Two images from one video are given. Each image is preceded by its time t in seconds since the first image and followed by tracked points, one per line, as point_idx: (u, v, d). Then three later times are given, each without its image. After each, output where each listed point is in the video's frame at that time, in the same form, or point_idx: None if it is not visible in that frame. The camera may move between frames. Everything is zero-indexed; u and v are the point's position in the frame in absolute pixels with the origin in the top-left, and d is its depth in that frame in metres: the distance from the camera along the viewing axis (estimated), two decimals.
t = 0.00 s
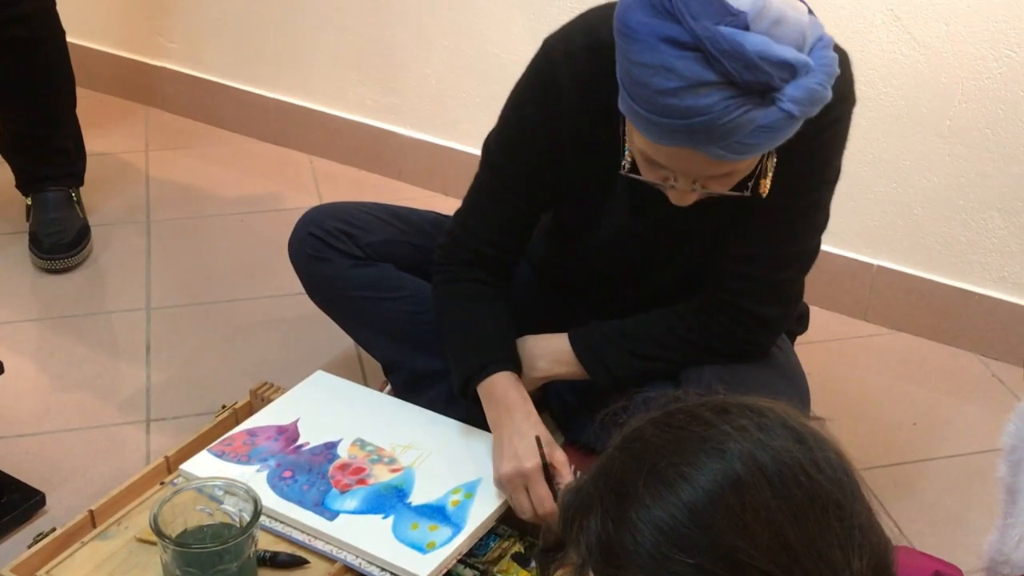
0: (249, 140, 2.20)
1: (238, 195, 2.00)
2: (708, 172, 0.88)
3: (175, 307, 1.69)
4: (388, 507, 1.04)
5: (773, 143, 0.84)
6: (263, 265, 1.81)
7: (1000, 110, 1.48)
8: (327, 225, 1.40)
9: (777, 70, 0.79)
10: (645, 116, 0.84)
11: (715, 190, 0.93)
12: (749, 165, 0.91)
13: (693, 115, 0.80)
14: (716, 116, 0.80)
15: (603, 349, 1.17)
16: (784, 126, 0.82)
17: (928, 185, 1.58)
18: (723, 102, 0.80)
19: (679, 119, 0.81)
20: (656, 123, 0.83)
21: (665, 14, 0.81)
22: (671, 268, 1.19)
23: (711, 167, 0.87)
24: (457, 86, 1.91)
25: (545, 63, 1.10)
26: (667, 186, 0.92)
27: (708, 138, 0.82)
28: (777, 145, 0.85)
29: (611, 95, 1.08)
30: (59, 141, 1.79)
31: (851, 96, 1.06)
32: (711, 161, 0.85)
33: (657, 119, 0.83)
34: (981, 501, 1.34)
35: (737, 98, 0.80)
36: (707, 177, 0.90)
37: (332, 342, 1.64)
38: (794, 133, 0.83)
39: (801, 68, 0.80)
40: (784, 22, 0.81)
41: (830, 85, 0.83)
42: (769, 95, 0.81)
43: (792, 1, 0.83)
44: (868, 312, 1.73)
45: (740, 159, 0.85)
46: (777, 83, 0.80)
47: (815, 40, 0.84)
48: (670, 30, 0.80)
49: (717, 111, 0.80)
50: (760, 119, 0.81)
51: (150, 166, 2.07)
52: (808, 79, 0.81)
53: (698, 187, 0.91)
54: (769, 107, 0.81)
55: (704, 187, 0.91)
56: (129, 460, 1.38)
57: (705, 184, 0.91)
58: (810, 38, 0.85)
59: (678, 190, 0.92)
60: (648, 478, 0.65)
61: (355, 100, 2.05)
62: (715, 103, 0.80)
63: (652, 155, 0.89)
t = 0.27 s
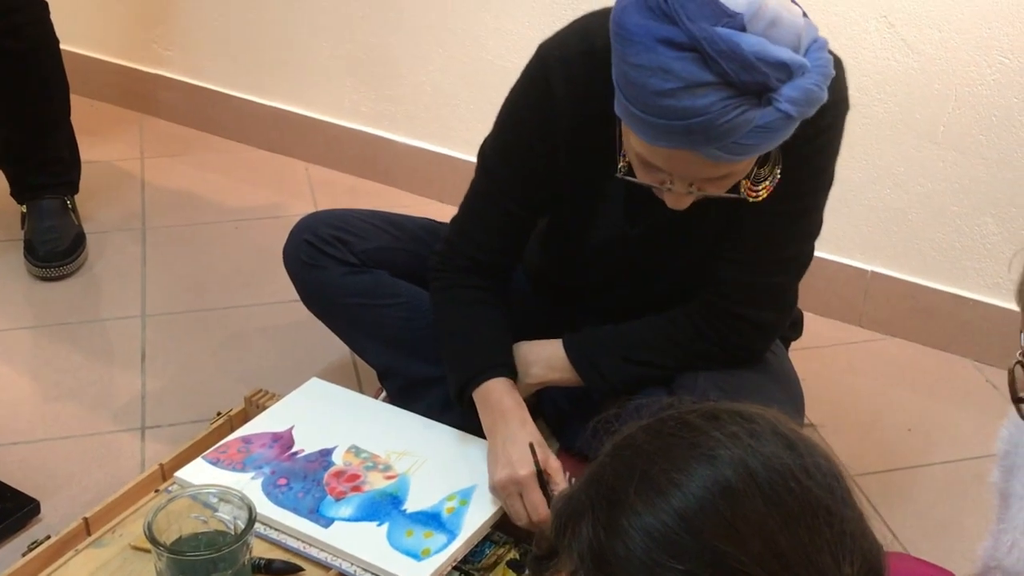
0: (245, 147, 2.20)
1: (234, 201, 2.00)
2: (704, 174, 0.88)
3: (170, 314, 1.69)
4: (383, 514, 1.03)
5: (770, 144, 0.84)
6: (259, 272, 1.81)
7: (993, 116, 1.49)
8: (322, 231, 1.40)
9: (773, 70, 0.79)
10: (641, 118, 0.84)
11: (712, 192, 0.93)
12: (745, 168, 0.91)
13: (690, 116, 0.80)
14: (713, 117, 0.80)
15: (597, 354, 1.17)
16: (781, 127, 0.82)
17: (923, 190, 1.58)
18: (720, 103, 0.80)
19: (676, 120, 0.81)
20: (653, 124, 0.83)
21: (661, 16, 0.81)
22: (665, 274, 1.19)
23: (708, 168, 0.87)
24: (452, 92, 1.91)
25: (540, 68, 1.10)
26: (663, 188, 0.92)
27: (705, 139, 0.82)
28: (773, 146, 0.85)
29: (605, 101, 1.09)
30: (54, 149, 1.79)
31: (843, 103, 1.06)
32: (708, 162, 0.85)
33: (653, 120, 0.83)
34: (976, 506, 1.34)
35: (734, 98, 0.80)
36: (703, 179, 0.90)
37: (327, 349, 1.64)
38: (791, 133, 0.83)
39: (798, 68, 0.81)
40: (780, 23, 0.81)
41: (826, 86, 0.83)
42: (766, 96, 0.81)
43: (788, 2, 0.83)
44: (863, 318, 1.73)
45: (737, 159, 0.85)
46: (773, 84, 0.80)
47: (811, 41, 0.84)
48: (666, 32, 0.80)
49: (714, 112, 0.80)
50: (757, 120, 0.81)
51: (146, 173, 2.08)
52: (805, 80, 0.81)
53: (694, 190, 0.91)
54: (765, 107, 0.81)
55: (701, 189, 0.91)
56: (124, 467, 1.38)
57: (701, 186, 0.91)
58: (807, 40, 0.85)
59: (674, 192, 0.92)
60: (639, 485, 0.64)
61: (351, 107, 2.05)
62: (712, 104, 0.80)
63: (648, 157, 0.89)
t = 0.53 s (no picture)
0: (242, 151, 2.20)
1: (230, 206, 2.00)
2: (691, 175, 0.88)
3: (166, 318, 1.69)
4: (379, 518, 1.03)
5: (756, 144, 0.84)
6: (255, 276, 1.81)
7: (987, 120, 1.49)
8: (317, 236, 1.39)
9: (757, 70, 0.79)
10: (626, 119, 0.84)
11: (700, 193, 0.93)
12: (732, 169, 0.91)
13: (675, 116, 0.81)
14: (699, 116, 0.80)
15: (591, 358, 1.17)
16: (766, 127, 0.82)
17: (918, 194, 1.58)
18: (704, 103, 0.80)
19: (661, 120, 0.81)
20: (638, 124, 0.83)
21: (646, 17, 0.82)
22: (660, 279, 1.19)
23: (695, 169, 0.87)
24: (448, 96, 1.91)
25: (532, 72, 1.10)
26: (651, 190, 0.92)
27: (691, 139, 0.82)
28: (760, 146, 0.85)
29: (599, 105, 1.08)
30: (49, 153, 1.79)
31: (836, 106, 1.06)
32: (695, 163, 0.85)
33: (638, 121, 0.83)
34: (973, 510, 1.34)
35: (719, 98, 0.80)
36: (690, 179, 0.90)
37: (322, 353, 1.64)
38: (776, 133, 0.83)
39: (782, 68, 0.81)
40: (764, 23, 0.82)
41: (812, 86, 0.83)
42: (751, 96, 0.81)
43: (772, 3, 0.83)
44: (859, 322, 1.73)
45: (723, 159, 0.85)
46: (758, 83, 0.80)
47: (796, 42, 0.84)
48: (650, 32, 0.81)
49: (699, 111, 0.80)
50: (742, 119, 0.81)
51: (143, 178, 2.07)
52: (790, 80, 0.81)
53: (682, 191, 0.91)
54: (750, 106, 0.81)
55: (688, 190, 0.91)
56: (120, 472, 1.38)
57: (689, 187, 0.91)
58: (791, 40, 0.85)
59: (661, 194, 0.92)
60: (634, 487, 0.64)
61: (347, 111, 2.05)
62: (697, 104, 0.80)
63: (635, 159, 0.89)
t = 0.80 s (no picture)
0: (238, 155, 2.20)
1: (227, 209, 2.00)
2: (683, 176, 0.88)
3: (163, 322, 1.69)
4: (376, 522, 1.03)
5: (747, 144, 0.84)
6: (251, 280, 1.81)
7: (983, 123, 1.49)
8: (314, 240, 1.39)
9: (746, 70, 0.80)
10: (617, 120, 0.85)
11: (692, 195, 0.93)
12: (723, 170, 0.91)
13: (664, 118, 0.81)
14: (688, 117, 0.80)
15: (587, 361, 1.17)
16: (756, 127, 0.82)
17: (914, 197, 1.59)
18: (693, 104, 0.80)
19: (651, 121, 0.82)
20: (628, 126, 0.84)
21: (635, 18, 0.82)
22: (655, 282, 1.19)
23: (687, 170, 0.87)
24: (444, 100, 1.91)
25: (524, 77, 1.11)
26: (642, 192, 0.92)
27: (681, 140, 0.82)
28: (751, 146, 0.85)
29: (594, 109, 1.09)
30: (46, 157, 1.79)
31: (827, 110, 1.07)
32: (686, 164, 0.86)
33: (628, 122, 0.83)
34: (969, 513, 1.34)
35: (708, 99, 0.80)
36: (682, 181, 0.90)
37: (318, 356, 1.64)
38: (767, 134, 0.84)
39: (772, 68, 0.81)
40: (753, 23, 0.81)
41: (802, 87, 0.83)
42: (740, 96, 0.82)
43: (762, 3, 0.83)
44: (855, 325, 1.73)
45: (714, 160, 0.85)
46: (747, 83, 0.80)
47: (786, 42, 0.84)
48: (638, 34, 0.81)
49: (687, 112, 0.80)
50: (731, 120, 0.81)
51: (140, 182, 2.07)
52: (780, 79, 0.81)
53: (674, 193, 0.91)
54: (740, 107, 0.82)
55: (681, 192, 0.91)
56: (116, 475, 1.38)
57: (681, 188, 0.91)
58: (782, 40, 0.84)
59: (653, 195, 0.92)
60: (628, 489, 0.64)
61: (344, 115, 2.05)
62: (686, 105, 0.80)
63: (627, 161, 0.89)
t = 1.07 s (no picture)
0: (238, 161, 2.20)
1: (226, 214, 2.00)
2: (681, 168, 0.88)
3: (162, 327, 1.69)
4: (375, 527, 1.03)
5: (743, 134, 0.85)
6: (250, 285, 1.81)
7: (980, 128, 1.49)
8: (313, 245, 1.40)
9: (741, 58, 0.80)
10: (613, 112, 0.85)
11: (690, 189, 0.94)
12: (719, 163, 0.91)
13: (660, 106, 0.81)
14: (685, 106, 0.80)
15: (586, 365, 1.17)
16: (752, 115, 0.83)
17: (912, 202, 1.59)
18: (689, 92, 0.80)
19: (647, 110, 0.82)
20: (624, 117, 0.84)
21: (629, 9, 0.82)
22: (653, 288, 1.19)
23: (684, 162, 0.87)
24: (443, 105, 1.92)
25: (521, 83, 1.11)
26: (639, 187, 0.92)
27: (677, 129, 0.82)
28: (747, 136, 0.86)
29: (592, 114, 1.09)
30: (46, 162, 1.79)
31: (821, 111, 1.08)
32: (684, 155, 0.86)
33: (625, 113, 0.83)
34: (967, 517, 1.34)
35: (704, 87, 0.81)
36: (680, 174, 0.91)
37: (317, 361, 1.64)
38: (763, 121, 0.84)
39: (766, 56, 0.82)
40: (745, 14, 0.83)
41: (796, 75, 0.84)
42: (736, 84, 0.82)
43: None
44: (854, 330, 1.73)
45: (711, 150, 0.85)
46: (742, 71, 0.81)
47: (779, 32, 0.85)
48: (633, 25, 0.81)
49: (684, 100, 0.80)
50: (727, 108, 0.81)
51: (139, 187, 2.08)
52: (774, 68, 0.82)
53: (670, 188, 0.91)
54: (735, 95, 0.82)
55: (678, 185, 0.92)
56: (116, 480, 1.38)
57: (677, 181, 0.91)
58: (774, 31, 0.85)
59: (650, 190, 0.92)
60: (625, 493, 0.64)
61: (343, 120, 2.06)
62: (683, 93, 0.80)
63: (625, 155, 0.89)
